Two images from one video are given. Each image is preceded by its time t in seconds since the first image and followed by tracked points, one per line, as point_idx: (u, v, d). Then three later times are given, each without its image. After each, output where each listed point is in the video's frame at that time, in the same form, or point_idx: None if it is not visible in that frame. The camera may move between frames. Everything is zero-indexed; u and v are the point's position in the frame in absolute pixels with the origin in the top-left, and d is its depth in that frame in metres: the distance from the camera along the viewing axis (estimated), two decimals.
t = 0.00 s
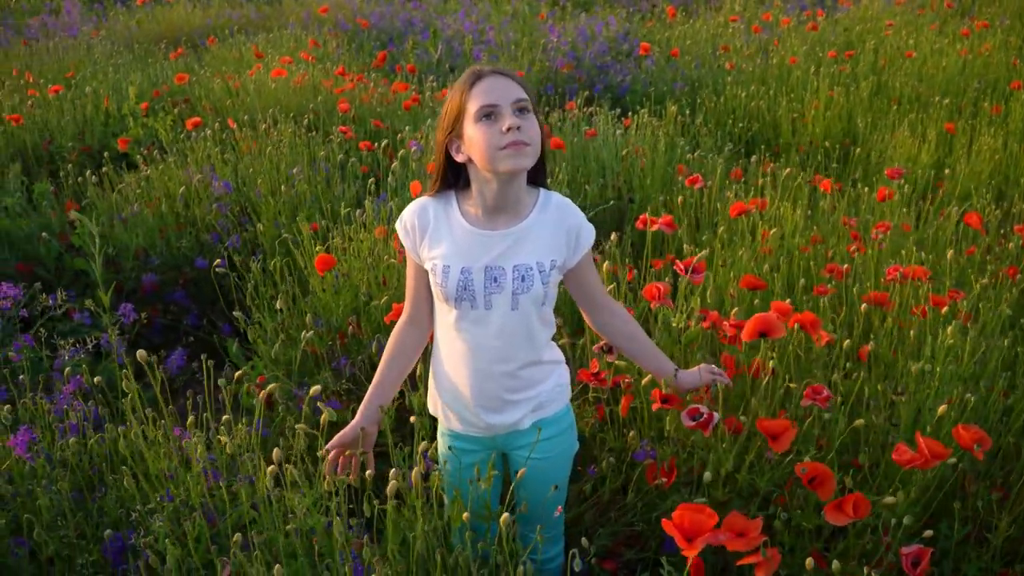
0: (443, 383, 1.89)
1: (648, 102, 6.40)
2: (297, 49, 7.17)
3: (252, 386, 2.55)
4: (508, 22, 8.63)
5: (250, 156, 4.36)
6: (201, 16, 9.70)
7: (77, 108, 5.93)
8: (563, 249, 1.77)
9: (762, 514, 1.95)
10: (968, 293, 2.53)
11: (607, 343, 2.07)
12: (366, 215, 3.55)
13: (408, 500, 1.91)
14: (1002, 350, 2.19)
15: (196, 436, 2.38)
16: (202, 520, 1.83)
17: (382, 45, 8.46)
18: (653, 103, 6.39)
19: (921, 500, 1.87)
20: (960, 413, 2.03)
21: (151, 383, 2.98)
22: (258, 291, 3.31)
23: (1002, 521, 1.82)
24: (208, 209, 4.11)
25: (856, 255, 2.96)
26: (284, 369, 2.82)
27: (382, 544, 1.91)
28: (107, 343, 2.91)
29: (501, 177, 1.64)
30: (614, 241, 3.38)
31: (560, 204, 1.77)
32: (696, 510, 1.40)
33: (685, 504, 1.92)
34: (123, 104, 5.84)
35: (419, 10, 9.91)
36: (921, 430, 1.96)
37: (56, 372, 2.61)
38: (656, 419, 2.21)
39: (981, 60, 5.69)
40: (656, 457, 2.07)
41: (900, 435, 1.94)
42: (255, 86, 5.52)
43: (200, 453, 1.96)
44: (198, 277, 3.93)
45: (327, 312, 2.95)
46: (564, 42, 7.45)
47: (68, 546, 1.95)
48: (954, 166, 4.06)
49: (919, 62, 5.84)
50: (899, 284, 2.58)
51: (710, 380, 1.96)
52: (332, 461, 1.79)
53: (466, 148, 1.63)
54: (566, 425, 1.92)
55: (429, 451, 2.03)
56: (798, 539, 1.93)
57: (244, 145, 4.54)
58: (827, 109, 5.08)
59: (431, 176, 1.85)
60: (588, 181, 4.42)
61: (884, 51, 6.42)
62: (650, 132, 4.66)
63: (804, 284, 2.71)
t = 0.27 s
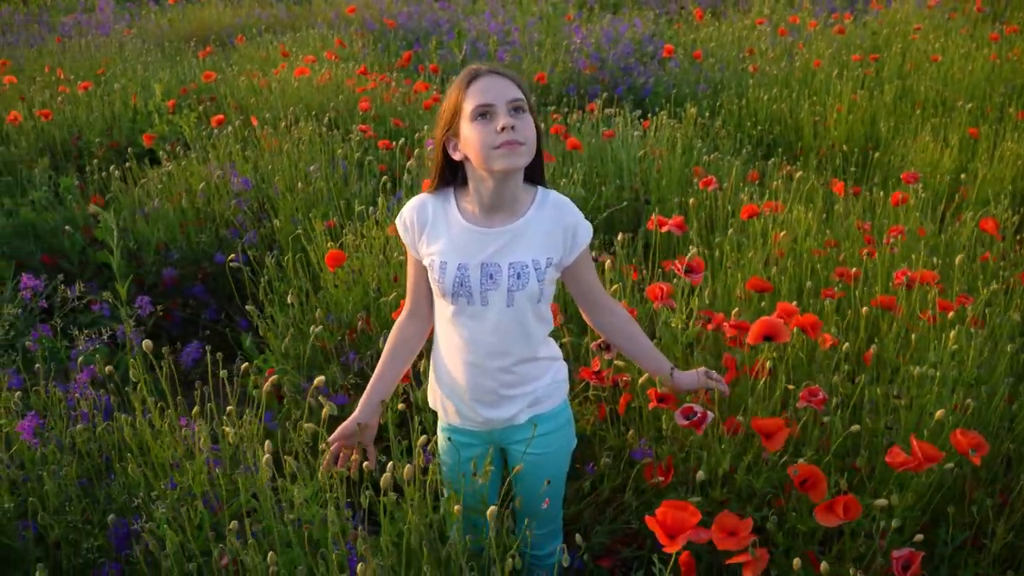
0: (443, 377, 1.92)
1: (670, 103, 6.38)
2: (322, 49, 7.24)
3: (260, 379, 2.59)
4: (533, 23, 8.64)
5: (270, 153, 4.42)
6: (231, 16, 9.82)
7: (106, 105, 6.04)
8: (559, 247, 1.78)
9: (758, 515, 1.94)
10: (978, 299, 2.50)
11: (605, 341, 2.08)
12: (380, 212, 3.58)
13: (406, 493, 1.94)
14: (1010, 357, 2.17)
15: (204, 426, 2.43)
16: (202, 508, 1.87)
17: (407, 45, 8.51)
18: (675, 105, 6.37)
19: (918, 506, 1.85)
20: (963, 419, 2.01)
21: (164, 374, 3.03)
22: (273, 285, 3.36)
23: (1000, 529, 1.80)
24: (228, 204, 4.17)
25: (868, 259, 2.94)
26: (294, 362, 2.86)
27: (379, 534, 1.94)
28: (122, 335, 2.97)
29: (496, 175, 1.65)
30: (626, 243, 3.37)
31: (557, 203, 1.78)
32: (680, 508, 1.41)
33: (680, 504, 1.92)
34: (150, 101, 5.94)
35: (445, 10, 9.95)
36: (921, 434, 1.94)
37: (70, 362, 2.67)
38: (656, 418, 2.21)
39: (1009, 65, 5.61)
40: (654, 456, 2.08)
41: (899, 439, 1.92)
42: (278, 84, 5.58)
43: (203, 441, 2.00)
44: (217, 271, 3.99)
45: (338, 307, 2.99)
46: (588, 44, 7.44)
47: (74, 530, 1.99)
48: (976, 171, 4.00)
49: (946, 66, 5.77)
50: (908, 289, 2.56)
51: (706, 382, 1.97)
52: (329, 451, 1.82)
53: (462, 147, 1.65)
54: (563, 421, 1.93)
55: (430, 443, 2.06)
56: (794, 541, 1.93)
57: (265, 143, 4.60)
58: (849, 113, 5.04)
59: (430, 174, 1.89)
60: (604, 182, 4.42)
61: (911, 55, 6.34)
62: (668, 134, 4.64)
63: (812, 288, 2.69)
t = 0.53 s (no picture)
0: (442, 370, 1.95)
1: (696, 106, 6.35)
2: (352, 49, 7.32)
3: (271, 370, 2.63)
4: (563, 24, 8.64)
5: (294, 150, 4.48)
6: (265, 16, 9.96)
7: (140, 103, 6.17)
8: (556, 243, 1.80)
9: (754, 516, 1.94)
10: (990, 306, 2.47)
11: (604, 338, 2.09)
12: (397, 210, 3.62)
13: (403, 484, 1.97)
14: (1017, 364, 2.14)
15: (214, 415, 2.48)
16: (203, 493, 1.91)
17: (437, 45, 8.56)
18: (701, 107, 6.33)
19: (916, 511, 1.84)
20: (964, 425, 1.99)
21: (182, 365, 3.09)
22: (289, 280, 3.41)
23: (998, 536, 1.77)
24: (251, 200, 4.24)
25: (882, 263, 2.91)
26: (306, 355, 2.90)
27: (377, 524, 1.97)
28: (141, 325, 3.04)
29: (492, 173, 1.68)
30: (640, 244, 3.37)
31: (554, 200, 1.80)
32: (661, 503, 1.42)
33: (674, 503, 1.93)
34: (181, 99, 6.05)
35: (476, 11, 9.98)
36: (920, 440, 1.93)
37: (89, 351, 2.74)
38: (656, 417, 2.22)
39: None
40: (652, 454, 2.09)
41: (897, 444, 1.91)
42: (306, 83, 5.66)
43: (207, 429, 2.05)
44: (238, 266, 4.06)
45: (351, 302, 3.03)
46: (615, 45, 7.42)
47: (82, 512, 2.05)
48: (1001, 178, 3.94)
49: (978, 71, 5.67)
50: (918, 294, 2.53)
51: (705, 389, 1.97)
52: (328, 441, 1.85)
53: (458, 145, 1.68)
54: (560, 417, 1.95)
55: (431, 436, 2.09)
56: (789, 543, 1.92)
57: (289, 140, 4.66)
58: (875, 117, 4.98)
59: (429, 171, 1.92)
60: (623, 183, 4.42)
61: (943, 59, 6.25)
62: (689, 136, 4.62)
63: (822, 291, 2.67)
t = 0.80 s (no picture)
0: (443, 365, 1.98)
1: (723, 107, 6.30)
2: (381, 48, 7.37)
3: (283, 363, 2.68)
4: (592, 25, 8.61)
5: (317, 148, 4.54)
6: (298, 15, 10.06)
7: (172, 100, 6.29)
8: (554, 241, 1.82)
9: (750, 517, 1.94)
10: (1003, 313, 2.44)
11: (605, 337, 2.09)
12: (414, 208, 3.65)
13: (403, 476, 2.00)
14: None
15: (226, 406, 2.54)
16: (208, 480, 1.96)
17: (466, 45, 8.59)
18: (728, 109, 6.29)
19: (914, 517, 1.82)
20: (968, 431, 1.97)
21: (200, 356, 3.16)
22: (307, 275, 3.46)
23: (996, 545, 1.76)
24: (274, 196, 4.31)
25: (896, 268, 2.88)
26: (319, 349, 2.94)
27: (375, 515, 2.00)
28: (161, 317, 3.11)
29: (489, 171, 1.70)
30: (655, 244, 3.37)
31: (553, 198, 1.82)
32: (644, 500, 1.44)
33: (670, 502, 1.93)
34: (211, 96, 6.14)
35: (506, 11, 9.99)
36: (919, 445, 1.91)
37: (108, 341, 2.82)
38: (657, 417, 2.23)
39: None
40: (651, 453, 2.10)
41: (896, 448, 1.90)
42: (332, 82, 5.72)
43: (213, 418, 2.09)
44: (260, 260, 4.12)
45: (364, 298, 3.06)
46: (643, 46, 7.39)
47: (94, 496, 2.12)
48: None
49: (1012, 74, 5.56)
50: (930, 300, 2.50)
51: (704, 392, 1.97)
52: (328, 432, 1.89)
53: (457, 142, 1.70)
54: (559, 413, 1.97)
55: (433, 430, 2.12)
56: (785, 545, 1.92)
57: (313, 138, 4.72)
58: (902, 121, 4.91)
59: (431, 168, 1.96)
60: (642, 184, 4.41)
61: (976, 62, 6.13)
62: (712, 137, 4.60)
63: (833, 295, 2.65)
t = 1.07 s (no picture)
0: (444, 361, 2.01)
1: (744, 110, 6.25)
2: (403, 47, 7.39)
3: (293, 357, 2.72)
4: (616, 24, 8.57)
5: (336, 145, 4.57)
6: (324, 13, 10.11)
7: (197, 96, 6.36)
8: (555, 239, 1.83)
9: (747, 520, 1.94)
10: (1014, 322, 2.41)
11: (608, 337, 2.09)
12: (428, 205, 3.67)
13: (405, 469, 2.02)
14: None
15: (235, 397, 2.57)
16: (213, 469, 1.99)
17: (489, 43, 8.60)
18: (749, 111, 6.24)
19: (913, 524, 1.81)
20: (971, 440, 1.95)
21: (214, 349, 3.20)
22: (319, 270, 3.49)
23: (995, 555, 1.74)
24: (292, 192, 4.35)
25: (909, 276, 2.85)
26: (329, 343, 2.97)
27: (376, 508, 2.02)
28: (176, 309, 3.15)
29: (489, 168, 1.72)
30: (667, 246, 3.36)
31: (555, 197, 1.83)
32: (633, 499, 1.45)
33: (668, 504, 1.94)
34: (235, 92, 6.20)
35: (531, 10, 9.97)
36: (920, 452, 1.91)
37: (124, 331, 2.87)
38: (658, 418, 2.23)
39: None
40: (651, 454, 2.10)
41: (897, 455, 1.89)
42: (353, 79, 5.75)
43: (220, 408, 2.13)
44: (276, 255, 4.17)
45: (374, 294, 3.09)
46: (666, 47, 7.36)
47: (102, 482, 2.17)
48: None
49: None
50: (941, 306, 2.48)
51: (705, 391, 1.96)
52: (329, 424, 1.91)
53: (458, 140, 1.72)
54: (559, 411, 1.99)
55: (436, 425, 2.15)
56: (782, 549, 1.92)
57: (332, 135, 4.76)
58: (924, 126, 4.85)
59: (435, 165, 1.98)
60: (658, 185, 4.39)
61: (1004, 67, 6.04)
62: (730, 140, 4.58)
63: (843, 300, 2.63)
